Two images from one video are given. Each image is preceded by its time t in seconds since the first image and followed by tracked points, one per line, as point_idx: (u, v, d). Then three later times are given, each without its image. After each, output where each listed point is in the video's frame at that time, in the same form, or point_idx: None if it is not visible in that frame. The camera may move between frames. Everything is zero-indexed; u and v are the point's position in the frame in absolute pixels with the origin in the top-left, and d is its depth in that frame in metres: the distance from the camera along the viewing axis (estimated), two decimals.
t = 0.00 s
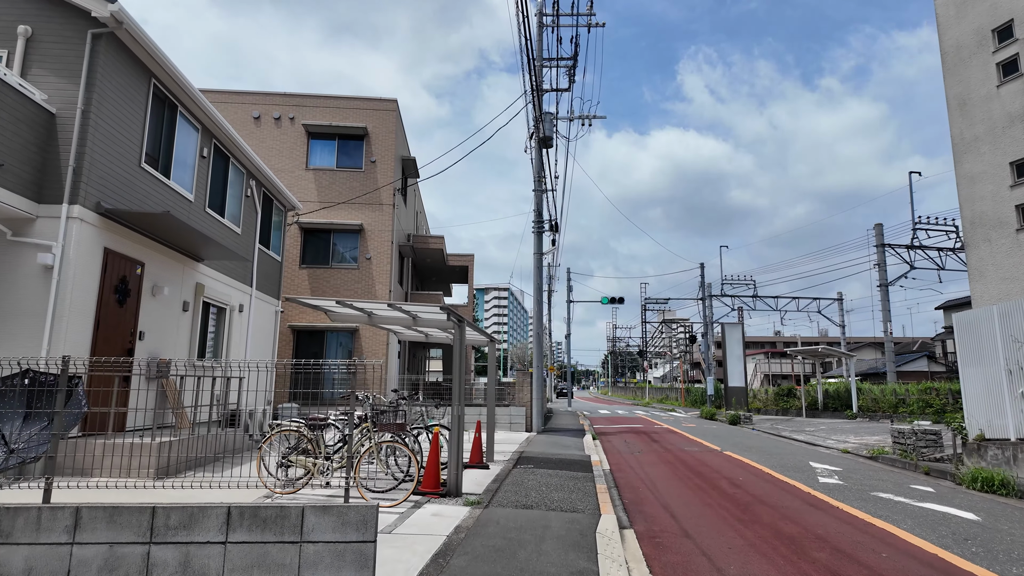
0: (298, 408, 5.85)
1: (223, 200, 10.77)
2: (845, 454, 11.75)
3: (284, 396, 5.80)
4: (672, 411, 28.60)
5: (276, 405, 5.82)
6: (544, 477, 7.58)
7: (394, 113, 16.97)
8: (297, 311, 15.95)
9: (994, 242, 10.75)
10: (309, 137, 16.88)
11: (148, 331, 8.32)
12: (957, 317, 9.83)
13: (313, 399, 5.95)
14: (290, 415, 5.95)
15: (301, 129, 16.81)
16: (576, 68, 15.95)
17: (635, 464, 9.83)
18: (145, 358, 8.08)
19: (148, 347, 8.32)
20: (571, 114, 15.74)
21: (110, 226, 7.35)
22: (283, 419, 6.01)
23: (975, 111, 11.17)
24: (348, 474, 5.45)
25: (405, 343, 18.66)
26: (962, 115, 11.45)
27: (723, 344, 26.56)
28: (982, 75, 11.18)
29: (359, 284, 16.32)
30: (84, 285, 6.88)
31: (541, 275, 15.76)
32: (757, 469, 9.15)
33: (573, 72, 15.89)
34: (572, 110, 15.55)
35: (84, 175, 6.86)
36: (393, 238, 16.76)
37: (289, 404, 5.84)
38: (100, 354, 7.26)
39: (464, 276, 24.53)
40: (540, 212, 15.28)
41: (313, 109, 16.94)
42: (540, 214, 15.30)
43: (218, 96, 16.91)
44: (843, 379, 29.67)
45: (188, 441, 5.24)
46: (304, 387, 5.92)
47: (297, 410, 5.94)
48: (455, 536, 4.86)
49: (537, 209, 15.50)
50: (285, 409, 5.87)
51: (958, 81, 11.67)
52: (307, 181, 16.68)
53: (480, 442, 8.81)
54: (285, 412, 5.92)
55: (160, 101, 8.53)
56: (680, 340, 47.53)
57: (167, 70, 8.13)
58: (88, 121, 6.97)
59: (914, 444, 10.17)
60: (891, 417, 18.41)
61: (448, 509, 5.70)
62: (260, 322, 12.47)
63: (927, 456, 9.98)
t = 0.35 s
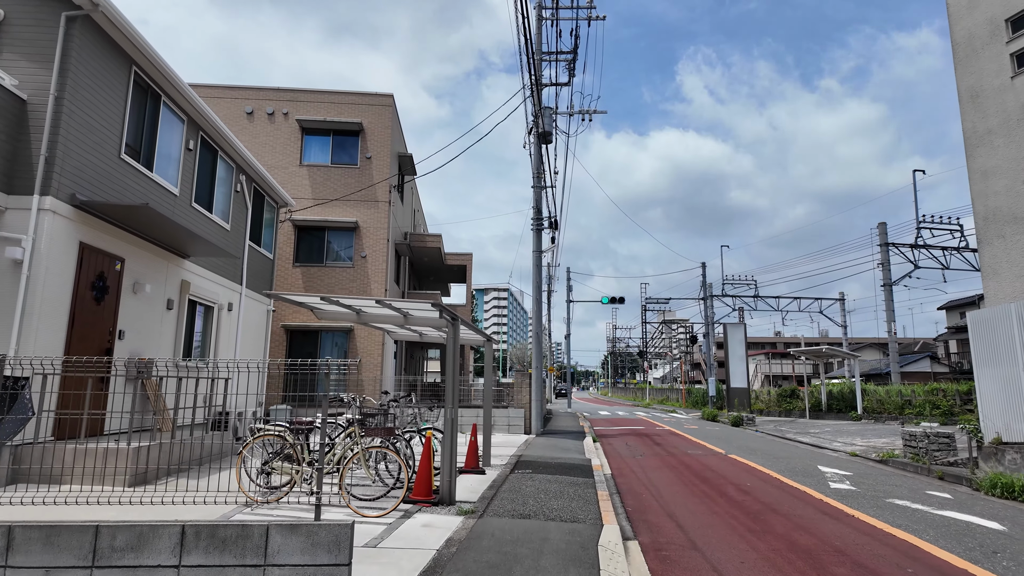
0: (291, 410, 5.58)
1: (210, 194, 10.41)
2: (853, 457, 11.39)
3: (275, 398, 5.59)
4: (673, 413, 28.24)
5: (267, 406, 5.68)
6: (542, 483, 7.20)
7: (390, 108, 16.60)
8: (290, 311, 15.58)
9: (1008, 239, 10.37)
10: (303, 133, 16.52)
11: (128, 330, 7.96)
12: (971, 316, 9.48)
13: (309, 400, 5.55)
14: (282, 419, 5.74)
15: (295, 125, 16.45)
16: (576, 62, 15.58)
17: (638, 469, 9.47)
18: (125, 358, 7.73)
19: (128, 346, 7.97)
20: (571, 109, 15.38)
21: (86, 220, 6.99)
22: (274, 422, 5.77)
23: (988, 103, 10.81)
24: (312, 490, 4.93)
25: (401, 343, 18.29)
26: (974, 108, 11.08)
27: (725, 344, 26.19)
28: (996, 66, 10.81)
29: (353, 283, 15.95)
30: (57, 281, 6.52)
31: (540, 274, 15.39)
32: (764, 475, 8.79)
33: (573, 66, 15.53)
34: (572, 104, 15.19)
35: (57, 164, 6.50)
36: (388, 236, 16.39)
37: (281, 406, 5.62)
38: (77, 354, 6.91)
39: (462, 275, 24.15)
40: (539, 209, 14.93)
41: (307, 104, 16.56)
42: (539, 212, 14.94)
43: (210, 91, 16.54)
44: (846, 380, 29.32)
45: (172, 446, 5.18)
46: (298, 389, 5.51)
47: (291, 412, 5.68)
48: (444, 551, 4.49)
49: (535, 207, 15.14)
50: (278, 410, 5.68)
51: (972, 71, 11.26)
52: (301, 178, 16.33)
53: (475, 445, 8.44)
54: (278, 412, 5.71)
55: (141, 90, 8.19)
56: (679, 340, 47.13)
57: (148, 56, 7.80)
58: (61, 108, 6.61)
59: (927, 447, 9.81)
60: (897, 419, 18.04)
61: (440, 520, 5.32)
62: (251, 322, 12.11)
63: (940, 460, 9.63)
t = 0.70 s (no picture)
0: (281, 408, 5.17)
1: (193, 188, 10.03)
2: (860, 460, 11.02)
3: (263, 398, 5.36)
4: (673, 413, 27.84)
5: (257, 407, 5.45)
6: (538, 490, 6.81)
7: (384, 101, 16.22)
8: (281, 310, 15.19)
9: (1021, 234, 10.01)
10: (294, 127, 16.12)
11: (102, 329, 7.55)
12: (985, 314, 9.10)
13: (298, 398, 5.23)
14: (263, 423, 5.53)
15: (286, 119, 16.05)
16: (574, 54, 15.20)
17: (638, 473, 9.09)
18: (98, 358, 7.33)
19: (102, 345, 7.56)
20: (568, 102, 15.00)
21: (53, 210, 6.60)
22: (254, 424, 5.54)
23: (1000, 93, 10.44)
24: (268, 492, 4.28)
25: (396, 343, 17.90)
26: (985, 98, 10.72)
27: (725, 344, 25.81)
28: (1007, 55, 10.45)
29: (346, 281, 15.56)
30: (20, 275, 6.13)
31: (537, 271, 15.00)
32: (770, 479, 8.41)
33: (571, 58, 15.14)
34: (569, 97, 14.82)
35: (20, 151, 6.12)
36: (382, 233, 16.01)
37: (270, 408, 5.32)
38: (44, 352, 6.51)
39: (458, 273, 23.75)
40: (536, 205, 14.55)
41: (299, 98, 16.16)
42: (535, 208, 14.56)
43: (199, 84, 16.15)
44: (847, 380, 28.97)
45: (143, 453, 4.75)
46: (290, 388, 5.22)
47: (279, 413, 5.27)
48: (428, 568, 4.10)
49: (532, 203, 14.76)
50: (263, 412, 5.49)
51: (982, 60, 10.89)
52: (292, 173, 15.93)
53: (468, 448, 8.04)
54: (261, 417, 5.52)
55: (116, 76, 7.81)
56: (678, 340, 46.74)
57: (122, 40, 7.42)
58: (24, 91, 6.22)
59: (938, 450, 9.43)
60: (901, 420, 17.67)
61: (425, 532, 4.93)
62: (238, 321, 11.72)
63: (952, 463, 9.26)
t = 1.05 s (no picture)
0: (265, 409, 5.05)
1: (175, 179, 9.66)
2: (863, 461, 10.71)
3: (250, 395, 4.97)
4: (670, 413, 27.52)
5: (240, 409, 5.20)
6: (530, 494, 6.47)
7: (375, 94, 15.86)
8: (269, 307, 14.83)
9: None
10: (284, 121, 15.74)
11: (73, 324, 7.19)
12: (994, 311, 8.81)
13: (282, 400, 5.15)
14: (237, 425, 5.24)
15: (276, 112, 15.68)
16: (570, 46, 14.85)
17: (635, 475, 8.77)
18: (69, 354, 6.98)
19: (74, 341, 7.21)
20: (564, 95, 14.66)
21: (18, 198, 6.25)
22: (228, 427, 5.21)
23: (1008, 84, 10.14)
24: (210, 494, 3.79)
25: (388, 342, 17.55)
26: (993, 89, 10.41)
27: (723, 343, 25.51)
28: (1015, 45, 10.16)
29: (336, 278, 15.20)
30: None
31: (531, 268, 14.66)
32: (773, 482, 8.09)
33: (567, 50, 14.79)
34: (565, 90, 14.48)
35: None
36: (373, 229, 15.65)
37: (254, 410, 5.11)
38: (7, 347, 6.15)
39: (452, 271, 23.39)
40: (531, 200, 14.23)
41: (289, 90, 15.78)
42: (530, 203, 14.23)
43: (187, 76, 15.77)
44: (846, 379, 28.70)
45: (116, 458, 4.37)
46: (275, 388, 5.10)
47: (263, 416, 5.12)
48: None
49: (527, 198, 14.43)
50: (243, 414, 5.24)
51: (989, 51, 10.59)
52: (281, 168, 15.57)
53: (457, 449, 7.70)
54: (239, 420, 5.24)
55: (89, 61, 7.45)
56: (675, 340, 46.44)
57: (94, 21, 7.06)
58: None
59: (944, 452, 9.13)
60: (902, 420, 17.39)
61: (406, 541, 4.59)
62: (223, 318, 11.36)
63: (959, 465, 8.95)
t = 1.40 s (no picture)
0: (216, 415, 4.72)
1: (135, 170, 9.19)
2: (845, 463, 10.57)
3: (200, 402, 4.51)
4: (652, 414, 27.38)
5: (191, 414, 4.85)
6: (503, 502, 6.17)
7: (353, 88, 15.47)
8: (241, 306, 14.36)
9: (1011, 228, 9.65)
10: (258, 114, 15.29)
11: (18, 321, 6.74)
12: (977, 311, 8.69)
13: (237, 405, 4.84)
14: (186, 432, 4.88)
15: (249, 105, 15.21)
16: (552, 41, 14.60)
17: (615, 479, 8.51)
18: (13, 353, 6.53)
19: (19, 339, 6.76)
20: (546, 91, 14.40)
21: None
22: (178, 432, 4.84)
23: (991, 82, 10.08)
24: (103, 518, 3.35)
25: (365, 342, 17.14)
26: (975, 88, 10.33)
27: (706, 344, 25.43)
28: (997, 45, 10.11)
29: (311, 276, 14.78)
30: None
31: (512, 266, 14.37)
32: (756, 486, 7.86)
33: (548, 45, 14.53)
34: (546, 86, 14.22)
35: None
36: (350, 226, 15.25)
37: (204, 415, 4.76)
38: None
39: (432, 269, 23.02)
40: (511, 197, 13.94)
41: (263, 82, 15.33)
42: (510, 201, 13.93)
43: (157, 66, 15.25)
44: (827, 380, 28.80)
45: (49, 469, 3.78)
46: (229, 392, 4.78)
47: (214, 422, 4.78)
48: None
49: (507, 195, 14.13)
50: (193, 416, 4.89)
51: (970, 51, 10.55)
52: (254, 162, 15.11)
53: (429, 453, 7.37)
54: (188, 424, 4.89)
55: (39, 42, 7.00)
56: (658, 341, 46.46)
57: None
58: None
59: (927, 454, 9.00)
60: (882, 420, 17.38)
61: (366, 555, 4.26)
62: (189, 317, 10.89)
63: (942, 467, 8.82)
